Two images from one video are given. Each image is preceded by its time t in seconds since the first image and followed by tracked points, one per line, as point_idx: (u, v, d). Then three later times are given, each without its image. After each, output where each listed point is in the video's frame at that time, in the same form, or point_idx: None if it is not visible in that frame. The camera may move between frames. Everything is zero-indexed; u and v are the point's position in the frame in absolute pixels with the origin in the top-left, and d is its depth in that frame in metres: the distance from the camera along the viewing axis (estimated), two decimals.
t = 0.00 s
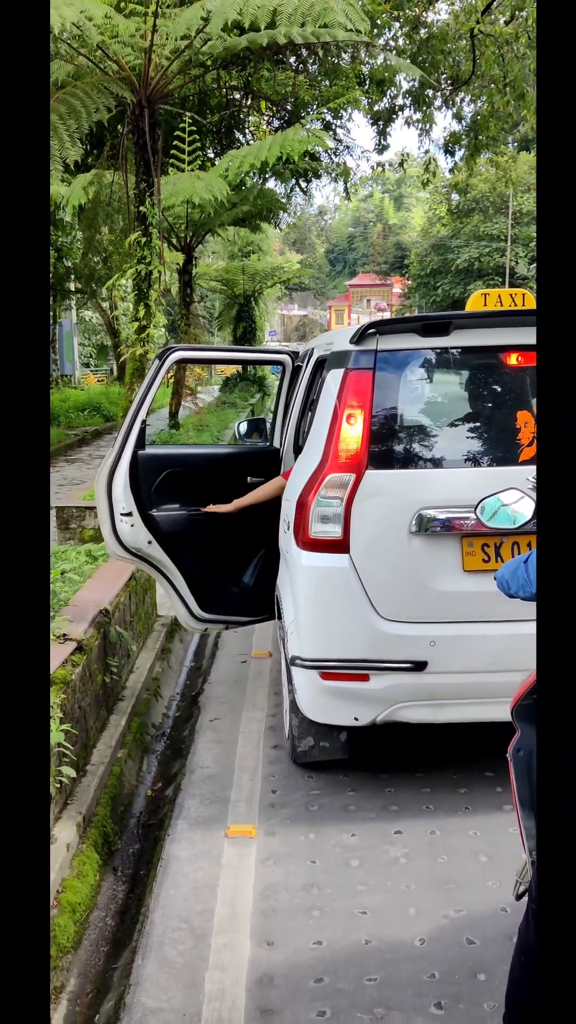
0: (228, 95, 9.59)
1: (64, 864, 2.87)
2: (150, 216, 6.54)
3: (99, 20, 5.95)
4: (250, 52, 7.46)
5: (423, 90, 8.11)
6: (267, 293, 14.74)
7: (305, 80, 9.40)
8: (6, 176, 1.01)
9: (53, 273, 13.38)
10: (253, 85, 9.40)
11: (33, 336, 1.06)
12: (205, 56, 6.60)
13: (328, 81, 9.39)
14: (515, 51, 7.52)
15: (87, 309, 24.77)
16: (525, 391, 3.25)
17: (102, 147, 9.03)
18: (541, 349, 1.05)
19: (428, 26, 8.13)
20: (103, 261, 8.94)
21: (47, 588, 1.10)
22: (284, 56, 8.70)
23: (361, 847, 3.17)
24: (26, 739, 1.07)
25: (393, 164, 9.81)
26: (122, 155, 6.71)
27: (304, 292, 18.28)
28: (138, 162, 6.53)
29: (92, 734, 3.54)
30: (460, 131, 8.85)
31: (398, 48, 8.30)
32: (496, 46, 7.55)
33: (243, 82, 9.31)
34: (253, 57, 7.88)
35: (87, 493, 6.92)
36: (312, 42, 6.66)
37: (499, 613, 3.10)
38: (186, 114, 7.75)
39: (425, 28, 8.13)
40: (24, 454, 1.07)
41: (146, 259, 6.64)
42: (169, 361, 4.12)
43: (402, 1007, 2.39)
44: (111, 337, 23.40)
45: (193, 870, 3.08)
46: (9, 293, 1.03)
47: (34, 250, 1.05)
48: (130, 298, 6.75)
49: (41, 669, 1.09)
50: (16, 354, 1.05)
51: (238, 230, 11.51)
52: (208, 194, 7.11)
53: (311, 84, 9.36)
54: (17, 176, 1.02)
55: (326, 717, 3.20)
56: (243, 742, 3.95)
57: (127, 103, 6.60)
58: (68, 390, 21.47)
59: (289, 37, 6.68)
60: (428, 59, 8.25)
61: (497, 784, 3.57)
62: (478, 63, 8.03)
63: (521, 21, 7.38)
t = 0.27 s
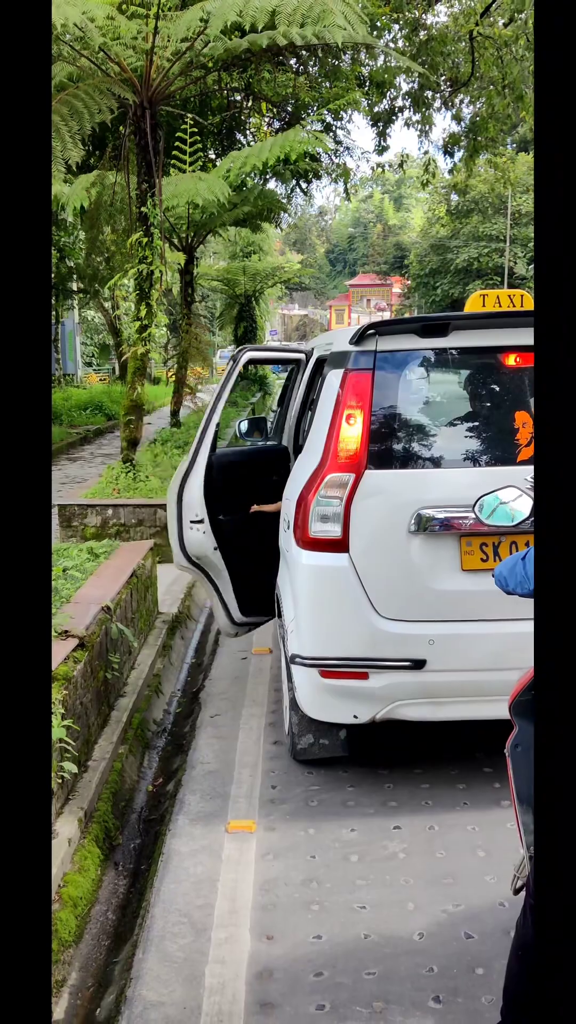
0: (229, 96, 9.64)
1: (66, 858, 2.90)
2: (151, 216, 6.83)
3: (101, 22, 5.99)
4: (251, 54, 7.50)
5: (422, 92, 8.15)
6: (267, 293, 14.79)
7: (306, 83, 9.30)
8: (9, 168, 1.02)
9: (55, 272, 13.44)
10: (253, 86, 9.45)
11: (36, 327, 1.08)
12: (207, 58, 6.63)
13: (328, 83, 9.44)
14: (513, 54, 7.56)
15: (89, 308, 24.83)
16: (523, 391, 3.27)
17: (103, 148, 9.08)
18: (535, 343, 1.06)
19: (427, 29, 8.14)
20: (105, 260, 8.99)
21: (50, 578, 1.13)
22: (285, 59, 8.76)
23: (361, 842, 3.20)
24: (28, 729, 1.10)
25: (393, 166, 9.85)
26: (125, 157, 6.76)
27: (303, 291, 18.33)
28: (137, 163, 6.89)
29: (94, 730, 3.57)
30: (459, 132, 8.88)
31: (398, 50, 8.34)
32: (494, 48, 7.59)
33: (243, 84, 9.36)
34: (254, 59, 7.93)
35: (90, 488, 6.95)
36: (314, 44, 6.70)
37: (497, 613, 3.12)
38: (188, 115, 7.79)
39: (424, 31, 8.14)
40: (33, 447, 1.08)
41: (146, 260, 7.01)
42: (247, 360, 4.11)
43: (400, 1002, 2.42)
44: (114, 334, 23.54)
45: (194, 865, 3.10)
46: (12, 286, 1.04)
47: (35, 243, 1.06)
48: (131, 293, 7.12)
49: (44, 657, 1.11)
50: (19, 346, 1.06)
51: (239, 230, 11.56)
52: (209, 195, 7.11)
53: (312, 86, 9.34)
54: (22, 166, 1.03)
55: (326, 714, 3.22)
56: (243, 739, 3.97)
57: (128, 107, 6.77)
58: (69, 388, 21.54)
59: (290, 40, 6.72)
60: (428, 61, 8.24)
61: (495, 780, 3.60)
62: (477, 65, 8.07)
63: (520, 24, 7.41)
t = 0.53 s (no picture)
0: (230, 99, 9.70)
1: (67, 855, 2.91)
2: (152, 217, 6.92)
3: (102, 25, 6.02)
4: (251, 56, 7.54)
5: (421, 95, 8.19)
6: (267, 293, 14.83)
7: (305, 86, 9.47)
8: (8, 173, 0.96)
9: (57, 273, 13.49)
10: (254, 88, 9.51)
11: (36, 346, 1.02)
12: (208, 60, 6.67)
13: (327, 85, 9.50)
14: (511, 56, 7.58)
15: (90, 309, 24.90)
16: (521, 391, 3.29)
17: (105, 149, 9.14)
18: (532, 345, 0.97)
19: (426, 31, 8.14)
20: (106, 261, 9.04)
21: (52, 607, 1.07)
22: (285, 61, 8.81)
23: (360, 838, 3.23)
24: (27, 767, 1.04)
25: (392, 167, 9.87)
26: (126, 158, 6.80)
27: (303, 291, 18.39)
28: (139, 164, 6.98)
29: (95, 727, 3.59)
30: (457, 133, 8.91)
31: (396, 52, 8.37)
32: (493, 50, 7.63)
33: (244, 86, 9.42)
34: (254, 62, 7.97)
35: (90, 486, 6.96)
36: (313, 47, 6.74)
37: (496, 610, 3.14)
38: (189, 117, 7.83)
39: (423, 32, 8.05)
40: (34, 471, 1.02)
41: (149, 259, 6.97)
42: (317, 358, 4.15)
43: (399, 998, 2.44)
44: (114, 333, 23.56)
45: (194, 861, 3.13)
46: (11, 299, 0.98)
47: (35, 253, 1.00)
48: (133, 295, 7.18)
49: (46, 690, 1.05)
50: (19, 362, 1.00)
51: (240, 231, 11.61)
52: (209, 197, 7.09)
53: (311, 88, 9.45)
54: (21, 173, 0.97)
55: (325, 710, 3.24)
56: (243, 736, 4.00)
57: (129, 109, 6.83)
58: (70, 388, 21.60)
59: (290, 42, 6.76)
60: (428, 62, 8.12)
61: (493, 777, 3.62)
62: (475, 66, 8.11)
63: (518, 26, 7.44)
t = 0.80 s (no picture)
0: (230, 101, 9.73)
1: (67, 851, 2.93)
2: (152, 216, 6.93)
3: (104, 28, 6.03)
4: (251, 58, 7.56)
5: (419, 97, 8.21)
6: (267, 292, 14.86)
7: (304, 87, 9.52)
8: (8, 182, 0.95)
9: (58, 272, 13.52)
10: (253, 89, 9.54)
11: (39, 345, 1.01)
12: (207, 61, 6.70)
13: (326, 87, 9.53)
14: (508, 58, 7.59)
15: (92, 310, 24.88)
16: (517, 390, 3.31)
17: (105, 150, 9.17)
18: (531, 344, 0.99)
19: (424, 33, 8.14)
20: (106, 260, 9.06)
21: (54, 609, 1.07)
22: (284, 62, 8.84)
23: (358, 834, 3.25)
24: (27, 769, 1.04)
25: (390, 168, 9.88)
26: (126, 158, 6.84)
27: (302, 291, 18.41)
28: (139, 166, 7.00)
29: (95, 724, 3.61)
30: (455, 134, 8.92)
31: (395, 54, 8.39)
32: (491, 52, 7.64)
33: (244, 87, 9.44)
34: (253, 63, 8.00)
35: (90, 484, 6.98)
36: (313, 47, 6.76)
37: (491, 605, 3.16)
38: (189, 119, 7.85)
39: (421, 33, 8.13)
40: (35, 474, 1.02)
41: (149, 259, 7.07)
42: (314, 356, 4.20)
43: (397, 993, 2.46)
44: (113, 331, 23.57)
45: (194, 857, 3.15)
46: (11, 302, 0.98)
47: (35, 251, 0.99)
48: (133, 295, 7.11)
49: (46, 691, 1.06)
50: (20, 365, 1.00)
51: (240, 230, 11.64)
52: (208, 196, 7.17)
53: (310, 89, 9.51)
54: (21, 173, 0.96)
55: (323, 704, 3.27)
56: (242, 733, 4.02)
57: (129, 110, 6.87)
58: (71, 387, 21.64)
59: (289, 44, 6.77)
60: (424, 64, 8.25)
61: (491, 773, 3.65)
62: (473, 66, 8.12)
63: (516, 29, 7.45)
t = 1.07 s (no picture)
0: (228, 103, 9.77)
1: (67, 848, 2.95)
2: (151, 218, 6.95)
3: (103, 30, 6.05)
4: (250, 59, 7.59)
5: (416, 99, 8.23)
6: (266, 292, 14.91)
7: (302, 89, 9.56)
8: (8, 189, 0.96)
9: (57, 272, 13.56)
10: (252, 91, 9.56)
11: (42, 349, 1.03)
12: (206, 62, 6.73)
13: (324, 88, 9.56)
14: (505, 61, 7.61)
15: (91, 310, 24.91)
16: (508, 390, 3.34)
17: (105, 151, 9.21)
18: (530, 348, 1.00)
19: (421, 36, 8.14)
20: (106, 261, 9.10)
21: (55, 611, 1.08)
22: (283, 64, 8.86)
23: (355, 831, 3.27)
24: (28, 769, 1.06)
25: (388, 169, 9.91)
26: (125, 160, 6.87)
27: (301, 291, 18.44)
28: (138, 167, 7.05)
29: (94, 721, 3.63)
30: (452, 136, 8.93)
31: (392, 56, 8.41)
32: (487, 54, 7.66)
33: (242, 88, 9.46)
34: (251, 65, 8.02)
35: (89, 483, 7.00)
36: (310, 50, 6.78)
37: (482, 599, 3.19)
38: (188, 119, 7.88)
39: (418, 37, 8.12)
40: (36, 478, 1.03)
41: (148, 261, 7.10)
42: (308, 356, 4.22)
43: (394, 989, 2.49)
44: (113, 330, 23.61)
45: (192, 854, 3.17)
46: (12, 309, 0.99)
47: (36, 255, 1.00)
48: (133, 295, 7.20)
49: (48, 688, 1.07)
50: (22, 381, 1.02)
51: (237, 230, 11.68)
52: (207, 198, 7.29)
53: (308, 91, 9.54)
54: (22, 182, 0.97)
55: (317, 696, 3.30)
56: (240, 730, 4.05)
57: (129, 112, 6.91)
58: (71, 385, 21.68)
59: (287, 47, 6.80)
60: (421, 68, 8.25)
61: (487, 771, 3.67)
62: (470, 70, 8.14)
63: (512, 32, 7.48)
